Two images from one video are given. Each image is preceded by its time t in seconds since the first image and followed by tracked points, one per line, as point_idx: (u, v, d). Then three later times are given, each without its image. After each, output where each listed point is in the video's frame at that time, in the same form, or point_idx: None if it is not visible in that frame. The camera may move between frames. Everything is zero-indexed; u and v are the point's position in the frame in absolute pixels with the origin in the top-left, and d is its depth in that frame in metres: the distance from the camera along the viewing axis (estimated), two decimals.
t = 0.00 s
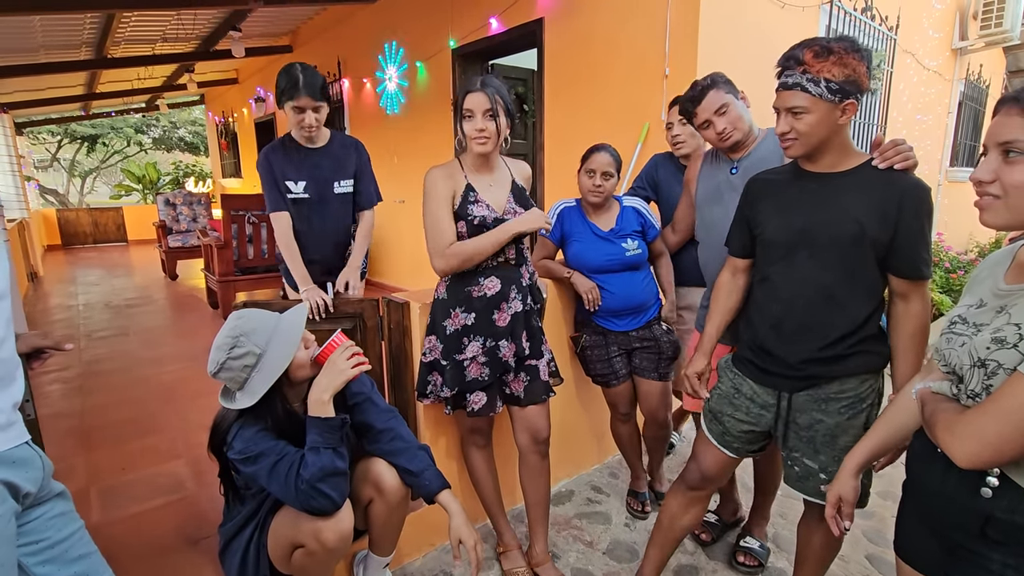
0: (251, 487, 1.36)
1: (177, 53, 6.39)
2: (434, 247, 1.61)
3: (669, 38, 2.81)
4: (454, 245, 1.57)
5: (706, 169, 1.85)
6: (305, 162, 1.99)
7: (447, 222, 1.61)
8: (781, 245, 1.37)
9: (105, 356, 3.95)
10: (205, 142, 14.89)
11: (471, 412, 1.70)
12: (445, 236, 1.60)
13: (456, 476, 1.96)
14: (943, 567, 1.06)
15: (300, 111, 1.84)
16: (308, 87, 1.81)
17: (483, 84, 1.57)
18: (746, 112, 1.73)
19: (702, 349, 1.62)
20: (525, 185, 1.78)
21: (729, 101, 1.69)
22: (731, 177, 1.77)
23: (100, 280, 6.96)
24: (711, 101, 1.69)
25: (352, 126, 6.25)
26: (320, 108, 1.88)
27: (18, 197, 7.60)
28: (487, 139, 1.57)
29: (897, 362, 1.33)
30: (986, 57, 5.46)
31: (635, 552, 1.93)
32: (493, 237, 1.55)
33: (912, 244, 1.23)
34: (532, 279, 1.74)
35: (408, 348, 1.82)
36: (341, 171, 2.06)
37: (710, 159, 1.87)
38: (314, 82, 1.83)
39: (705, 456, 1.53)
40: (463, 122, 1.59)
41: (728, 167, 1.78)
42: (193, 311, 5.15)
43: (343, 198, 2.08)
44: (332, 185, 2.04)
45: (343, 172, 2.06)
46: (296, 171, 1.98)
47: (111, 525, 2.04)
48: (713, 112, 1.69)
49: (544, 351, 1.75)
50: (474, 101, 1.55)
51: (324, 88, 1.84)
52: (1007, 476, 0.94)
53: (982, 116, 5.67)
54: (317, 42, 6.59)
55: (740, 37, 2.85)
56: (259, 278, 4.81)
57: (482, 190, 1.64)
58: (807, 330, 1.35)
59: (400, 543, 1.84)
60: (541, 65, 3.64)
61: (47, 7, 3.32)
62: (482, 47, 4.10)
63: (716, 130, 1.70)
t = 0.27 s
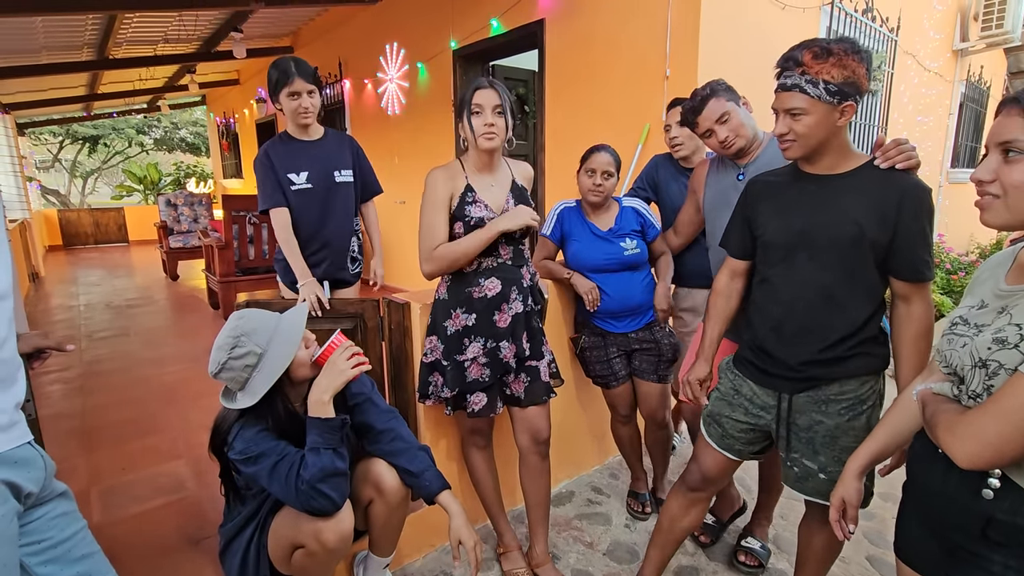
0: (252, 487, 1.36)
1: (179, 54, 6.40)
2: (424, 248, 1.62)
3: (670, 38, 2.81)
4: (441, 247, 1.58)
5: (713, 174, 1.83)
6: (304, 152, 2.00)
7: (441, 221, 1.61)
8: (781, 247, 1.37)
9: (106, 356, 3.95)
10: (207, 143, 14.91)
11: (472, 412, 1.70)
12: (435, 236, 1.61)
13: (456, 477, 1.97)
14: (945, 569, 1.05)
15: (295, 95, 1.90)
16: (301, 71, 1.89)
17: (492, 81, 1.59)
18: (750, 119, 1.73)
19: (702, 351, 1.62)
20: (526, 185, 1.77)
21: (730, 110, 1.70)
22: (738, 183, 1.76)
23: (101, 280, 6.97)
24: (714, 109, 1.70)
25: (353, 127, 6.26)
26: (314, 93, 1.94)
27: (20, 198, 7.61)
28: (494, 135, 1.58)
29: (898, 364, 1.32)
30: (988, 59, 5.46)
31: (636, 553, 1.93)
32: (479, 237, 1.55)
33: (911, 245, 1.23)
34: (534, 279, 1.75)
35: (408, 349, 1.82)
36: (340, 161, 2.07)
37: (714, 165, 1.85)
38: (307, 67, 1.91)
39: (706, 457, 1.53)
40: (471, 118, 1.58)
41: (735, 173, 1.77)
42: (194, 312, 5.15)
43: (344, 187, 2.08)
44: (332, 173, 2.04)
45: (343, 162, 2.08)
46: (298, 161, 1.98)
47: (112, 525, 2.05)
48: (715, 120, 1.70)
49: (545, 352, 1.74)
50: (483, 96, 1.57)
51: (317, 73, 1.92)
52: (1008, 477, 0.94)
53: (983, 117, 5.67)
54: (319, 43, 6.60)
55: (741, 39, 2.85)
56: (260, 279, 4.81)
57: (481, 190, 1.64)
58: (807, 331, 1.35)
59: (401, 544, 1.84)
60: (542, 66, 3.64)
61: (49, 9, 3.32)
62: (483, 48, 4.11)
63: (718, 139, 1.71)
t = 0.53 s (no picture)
0: (253, 487, 1.37)
1: (181, 56, 6.42)
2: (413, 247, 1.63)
3: (670, 40, 2.82)
4: (428, 246, 1.59)
5: (718, 178, 1.83)
6: (302, 152, 2.01)
7: (435, 221, 1.63)
8: (779, 249, 1.37)
9: (108, 357, 3.97)
10: (209, 144, 14.95)
11: (472, 412, 1.70)
12: (425, 235, 1.62)
13: (457, 478, 1.97)
14: (944, 570, 1.06)
15: (293, 95, 1.95)
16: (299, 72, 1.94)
17: (495, 87, 1.60)
18: (756, 120, 1.74)
19: (702, 352, 1.62)
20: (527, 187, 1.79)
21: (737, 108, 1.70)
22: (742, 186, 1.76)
23: (103, 281, 6.98)
24: (720, 106, 1.70)
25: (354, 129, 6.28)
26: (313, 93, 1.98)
27: (23, 199, 7.63)
28: (496, 141, 1.58)
29: (897, 366, 1.33)
30: (988, 60, 5.46)
31: (636, 554, 1.93)
32: (462, 237, 1.55)
33: (910, 247, 1.23)
34: (534, 280, 1.75)
35: (409, 350, 1.83)
36: (338, 162, 2.07)
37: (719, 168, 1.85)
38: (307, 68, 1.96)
39: (705, 459, 1.53)
40: (474, 123, 1.59)
41: (740, 176, 1.78)
42: (196, 313, 5.16)
43: (341, 188, 2.07)
44: (328, 174, 2.04)
45: (340, 164, 2.07)
46: (295, 161, 1.99)
47: (114, 525, 2.05)
48: (722, 117, 1.70)
49: (545, 352, 1.75)
50: (486, 102, 1.57)
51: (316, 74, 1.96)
52: (1006, 479, 0.94)
53: (983, 119, 5.68)
54: (320, 45, 6.62)
55: (742, 40, 2.86)
56: (262, 280, 4.83)
57: (481, 191, 1.64)
58: (806, 333, 1.35)
59: (401, 545, 1.85)
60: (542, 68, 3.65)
61: (52, 11, 3.34)
62: (484, 50, 4.12)
63: (722, 137, 1.72)
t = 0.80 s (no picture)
0: (253, 489, 1.37)
1: (182, 57, 6.43)
2: (433, 252, 1.63)
3: (670, 42, 2.82)
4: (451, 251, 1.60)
5: (717, 182, 1.83)
6: (300, 154, 2.02)
7: (443, 225, 1.63)
8: (778, 252, 1.38)
9: (109, 358, 3.97)
10: (210, 145, 14.98)
11: (472, 415, 1.71)
12: (441, 243, 1.62)
13: (457, 481, 1.98)
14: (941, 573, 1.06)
15: (294, 97, 1.95)
16: (300, 75, 1.94)
17: (491, 88, 1.60)
18: (762, 118, 1.74)
19: (705, 355, 1.63)
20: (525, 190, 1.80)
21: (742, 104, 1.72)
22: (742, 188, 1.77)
23: (104, 282, 7.00)
24: (727, 98, 1.73)
25: (355, 130, 6.29)
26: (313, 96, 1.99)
27: (24, 200, 7.64)
28: (493, 142, 1.59)
29: (896, 370, 1.33)
30: (989, 62, 5.47)
31: (635, 557, 1.94)
32: (490, 241, 1.58)
33: (908, 251, 1.24)
34: (534, 283, 1.76)
35: (410, 352, 1.83)
36: (336, 165, 2.07)
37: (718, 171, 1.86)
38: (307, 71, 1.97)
39: (704, 462, 1.54)
40: (471, 124, 1.60)
41: (740, 179, 1.79)
42: (196, 314, 5.17)
43: (338, 190, 2.07)
44: (326, 176, 2.04)
45: (339, 167, 2.08)
46: (293, 162, 2.00)
47: (115, 526, 2.06)
48: (725, 110, 1.74)
49: (545, 354, 1.75)
50: (481, 104, 1.58)
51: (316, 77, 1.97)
52: (1003, 483, 0.95)
53: (983, 121, 5.68)
54: (321, 46, 6.63)
55: (742, 43, 2.86)
56: (262, 281, 4.83)
57: (481, 194, 1.65)
58: (805, 337, 1.35)
59: (402, 547, 1.85)
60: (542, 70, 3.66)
61: (54, 13, 3.35)
62: (484, 52, 4.13)
63: (722, 129, 1.75)
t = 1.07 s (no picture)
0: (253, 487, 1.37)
1: (182, 57, 6.44)
2: (453, 249, 1.60)
3: (671, 41, 2.82)
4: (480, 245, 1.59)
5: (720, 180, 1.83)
6: (298, 153, 2.02)
7: (455, 222, 1.61)
8: (777, 252, 1.37)
9: (109, 357, 3.97)
10: (210, 145, 14.99)
11: (474, 413, 1.70)
12: (460, 240, 1.59)
13: (457, 480, 1.98)
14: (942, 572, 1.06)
15: (293, 95, 1.95)
16: (299, 73, 1.94)
17: (491, 87, 1.60)
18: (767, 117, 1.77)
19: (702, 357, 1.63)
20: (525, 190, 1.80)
21: (748, 100, 1.77)
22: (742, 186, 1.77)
23: (104, 282, 7.00)
24: (738, 91, 1.77)
25: (356, 130, 6.30)
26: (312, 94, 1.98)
27: (24, 200, 7.64)
28: (493, 142, 1.60)
29: (897, 369, 1.33)
30: (989, 63, 5.46)
31: (636, 556, 1.94)
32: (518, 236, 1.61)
33: (908, 250, 1.24)
34: (535, 282, 1.76)
35: (411, 351, 1.83)
36: (333, 163, 2.07)
37: (720, 170, 1.86)
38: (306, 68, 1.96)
39: (705, 461, 1.54)
40: (471, 124, 1.60)
41: (740, 176, 1.79)
42: (197, 313, 5.17)
43: (333, 189, 2.07)
44: (322, 175, 2.04)
45: (336, 165, 2.08)
46: (290, 160, 2.00)
47: (116, 524, 2.06)
48: (731, 104, 1.78)
49: (546, 353, 1.75)
50: (481, 103, 1.58)
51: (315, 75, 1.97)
52: (1005, 481, 0.95)
53: (984, 122, 5.68)
54: (321, 46, 6.64)
55: (743, 42, 2.86)
56: (262, 280, 4.83)
57: (484, 193, 1.66)
58: (806, 337, 1.35)
59: (403, 545, 1.85)
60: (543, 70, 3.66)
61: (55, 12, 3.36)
62: (485, 52, 4.13)
63: (726, 123, 1.79)
